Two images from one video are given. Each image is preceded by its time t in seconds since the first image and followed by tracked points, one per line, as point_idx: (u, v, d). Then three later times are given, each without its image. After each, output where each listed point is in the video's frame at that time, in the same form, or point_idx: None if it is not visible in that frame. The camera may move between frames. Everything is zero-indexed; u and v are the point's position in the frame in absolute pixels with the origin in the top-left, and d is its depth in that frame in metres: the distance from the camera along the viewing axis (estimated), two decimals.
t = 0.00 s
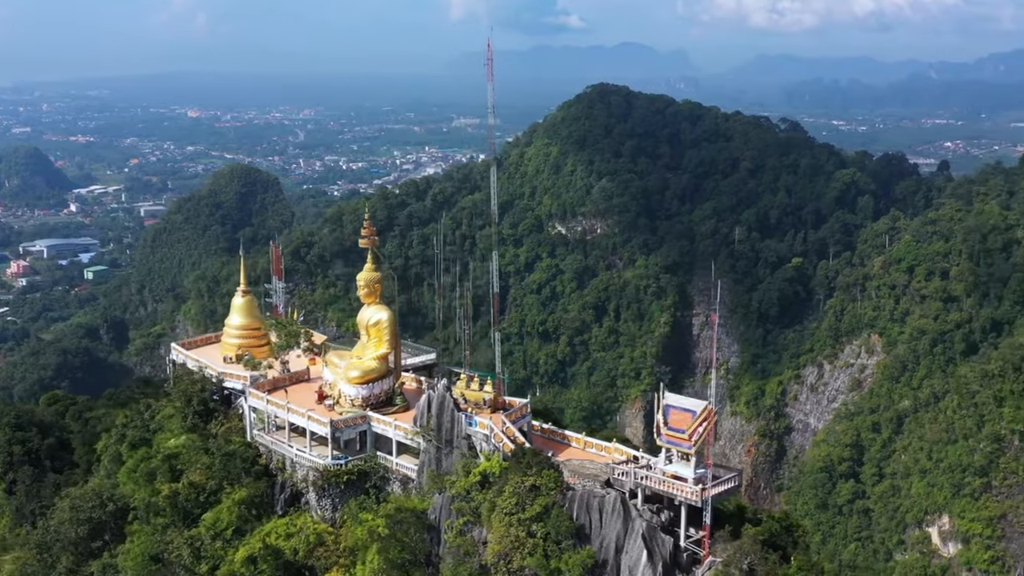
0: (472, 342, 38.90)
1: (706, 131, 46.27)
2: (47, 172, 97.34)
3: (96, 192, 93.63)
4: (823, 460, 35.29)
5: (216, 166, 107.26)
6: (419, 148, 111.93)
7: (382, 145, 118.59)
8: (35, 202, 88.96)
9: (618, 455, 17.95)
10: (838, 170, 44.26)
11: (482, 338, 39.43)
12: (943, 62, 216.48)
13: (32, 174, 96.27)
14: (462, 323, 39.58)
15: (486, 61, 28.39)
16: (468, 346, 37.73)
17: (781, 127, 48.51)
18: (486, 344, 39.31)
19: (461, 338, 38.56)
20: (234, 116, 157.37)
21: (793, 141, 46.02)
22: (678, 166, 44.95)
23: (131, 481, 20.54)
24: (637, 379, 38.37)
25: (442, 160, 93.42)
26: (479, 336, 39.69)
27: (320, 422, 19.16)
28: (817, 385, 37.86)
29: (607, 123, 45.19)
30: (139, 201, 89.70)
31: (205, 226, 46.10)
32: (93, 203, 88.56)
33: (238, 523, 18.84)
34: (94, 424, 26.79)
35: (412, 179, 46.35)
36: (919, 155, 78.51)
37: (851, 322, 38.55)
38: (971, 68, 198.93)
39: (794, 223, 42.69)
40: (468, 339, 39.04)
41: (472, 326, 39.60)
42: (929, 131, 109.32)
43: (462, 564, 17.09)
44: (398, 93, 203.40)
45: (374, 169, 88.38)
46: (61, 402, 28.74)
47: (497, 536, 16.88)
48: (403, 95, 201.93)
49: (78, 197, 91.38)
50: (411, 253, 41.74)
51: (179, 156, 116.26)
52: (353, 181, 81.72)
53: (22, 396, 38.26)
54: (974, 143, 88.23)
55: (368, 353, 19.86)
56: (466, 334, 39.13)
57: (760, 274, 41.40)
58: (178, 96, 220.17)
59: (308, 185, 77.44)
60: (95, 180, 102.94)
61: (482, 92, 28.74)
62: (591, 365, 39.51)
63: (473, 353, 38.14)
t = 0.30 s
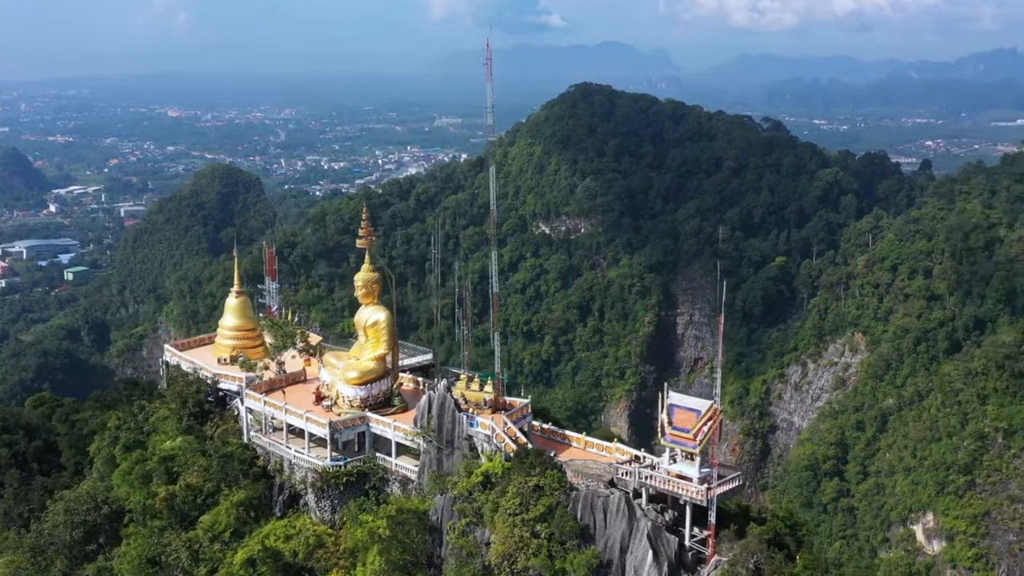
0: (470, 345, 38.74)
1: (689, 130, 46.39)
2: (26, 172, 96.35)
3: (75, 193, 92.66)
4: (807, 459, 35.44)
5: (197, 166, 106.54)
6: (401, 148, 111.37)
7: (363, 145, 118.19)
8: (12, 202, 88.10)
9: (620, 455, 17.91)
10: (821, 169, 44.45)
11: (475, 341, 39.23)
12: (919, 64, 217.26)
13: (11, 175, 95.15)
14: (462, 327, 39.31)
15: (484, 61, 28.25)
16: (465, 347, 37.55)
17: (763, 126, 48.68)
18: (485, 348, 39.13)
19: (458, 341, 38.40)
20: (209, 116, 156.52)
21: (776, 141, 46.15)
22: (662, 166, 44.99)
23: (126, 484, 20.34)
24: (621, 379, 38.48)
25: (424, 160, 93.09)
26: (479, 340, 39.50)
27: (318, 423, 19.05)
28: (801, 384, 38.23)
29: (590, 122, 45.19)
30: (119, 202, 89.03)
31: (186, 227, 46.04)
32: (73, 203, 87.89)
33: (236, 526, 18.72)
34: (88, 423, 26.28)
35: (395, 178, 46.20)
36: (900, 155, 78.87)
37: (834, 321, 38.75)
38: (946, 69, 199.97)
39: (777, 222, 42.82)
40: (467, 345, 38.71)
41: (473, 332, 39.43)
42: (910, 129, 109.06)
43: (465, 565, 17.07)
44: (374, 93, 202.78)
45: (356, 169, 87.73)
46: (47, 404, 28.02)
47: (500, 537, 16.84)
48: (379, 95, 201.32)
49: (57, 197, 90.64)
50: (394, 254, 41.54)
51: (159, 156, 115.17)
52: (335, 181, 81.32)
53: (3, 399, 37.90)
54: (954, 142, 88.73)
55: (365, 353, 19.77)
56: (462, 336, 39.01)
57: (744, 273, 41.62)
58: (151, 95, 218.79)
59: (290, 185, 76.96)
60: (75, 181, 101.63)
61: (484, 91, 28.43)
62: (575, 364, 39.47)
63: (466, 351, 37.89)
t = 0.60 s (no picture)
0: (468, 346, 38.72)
1: (673, 129, 46.51)
2: (4, 171, 95.19)
3: (54, 193, 91.67)
4: (793, 458, 35.51)
5: (178, 166, 105.77)
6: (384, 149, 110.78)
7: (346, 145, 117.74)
8: None
9: (622, 455, 17.86)
10: (805, 169, 44.80)
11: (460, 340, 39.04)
12: (892, 64, 218.40)
13: None
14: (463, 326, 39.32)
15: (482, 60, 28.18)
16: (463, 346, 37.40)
17: (746, 125, 48.88)
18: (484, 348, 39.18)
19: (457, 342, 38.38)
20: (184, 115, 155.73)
21: (759, 141, 46.30)
22: (645, 165, 44.99)
23: (120, 487, 20.11)
24: (606, 378, 38.54)
25: (406, 161, 92.74)
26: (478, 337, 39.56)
27: (316, 424, 18.93)
28: (785, 383, 38.51)
29: (574, 121, 45.13)
30: (98, 202, 88.38)
31: (169, 227, 46.31)
32: (52, 204, 87.12)
33: (235, 528, 18.58)
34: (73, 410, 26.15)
35: (378, 178, 46.03)
36: (878, 155, 79.44)
37: (818, 320, 38.93)
38: (919, 69, 201.09)
39: (760, 221, 43.13)
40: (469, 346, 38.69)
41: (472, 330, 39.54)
42: (892, 129, 108.05)
43: (468, 566, 17.00)
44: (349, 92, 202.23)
45: (338, 169, 87.24)
46: (32, 405, 27.01)
47: (504, 538, 16.76)
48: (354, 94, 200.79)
49: (36, 197, 89.76)
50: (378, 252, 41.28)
51: (139, 156, 113.88)
52: (316, 181, 80.85)
53: None
54: (932, 142, 89.27)
55: (363, 354, 19.67)
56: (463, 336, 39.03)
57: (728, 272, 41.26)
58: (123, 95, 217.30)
59: (271, 186, 76.44)
60: (55, 182, 100.29)
61: (484, 90, 28.43)
62: (560, 365, 39.31)
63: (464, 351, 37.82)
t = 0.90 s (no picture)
0: (466, 346, 38.62)
1: (656, 129, 46.57)
2: None
3: (33, 194, 90.87)
4: (777, 457, 35.55)
5: (158, 165, 104.94)
6: (366, 148, 109.96)
7: (328, 144, 117.01)
8: None
9: (624, 455, 17.81)
10: (788, 167, 44.96)
11: (444, 340, 38.90)
12: (867, 63, 219.03)
13: None
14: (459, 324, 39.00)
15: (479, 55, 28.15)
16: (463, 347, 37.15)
17: (729, 124, 49.03)
18: (480, 349, 39.23)
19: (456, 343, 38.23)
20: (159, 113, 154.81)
21: (741, 140, 46.41)
22: (629, 164, 44.97)
23: (114, 489, 19.91)
24: (591, 378, 38.57)
25: (388, 161, 92.31)
26: (472, 337, 39.72)
27: (315, 426, 18.79)
28: (770, 382, 38.72)
29: (558, 121, 45.07)
30: (78, 202, 87.78)
31: (150, 227, 46.34)
32: (30, 204, 86.50)
33: (233, 530, 18.42)
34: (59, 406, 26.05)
35: (360, 177, 45.84)
36: (859, 154, 79.77)
37: (802, 319, 39.08)
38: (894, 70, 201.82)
39: (744, 220, 43.16)
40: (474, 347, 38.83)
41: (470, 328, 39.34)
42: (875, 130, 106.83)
43: (471, 566, 16.92)
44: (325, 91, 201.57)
45: (319, 169, 86.78)
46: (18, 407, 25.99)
47: (507, 539, 16.68)
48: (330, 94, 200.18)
49: (13, 197, 89.01)
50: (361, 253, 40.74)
51: (119, 156, 112.90)
52: (297, 181, 80.49)
53: None
54: (912, 142, 89.80)
55: (360, 355, 19.53)
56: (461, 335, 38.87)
57: (712, 271, 41.17)
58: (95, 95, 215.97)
59: (253, 186, 76.07)
60: (35, 182, 99.22)
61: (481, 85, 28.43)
62: (544, 365, 39.19)
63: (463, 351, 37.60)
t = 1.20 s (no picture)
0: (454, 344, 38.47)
1: (639, 128, 46.59)
2: None
3: (11, 194, 90.21)
4: (763, 455, 35.56)
5: (138, 166, 104.21)
6: (347, 148, 109.32)
7: (309, 144, 116.40)
8: None
9: (626, 455, 17.75)
10: (771, 167, 45.10)
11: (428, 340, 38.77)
12: (843, 64, 219.74)
13: None
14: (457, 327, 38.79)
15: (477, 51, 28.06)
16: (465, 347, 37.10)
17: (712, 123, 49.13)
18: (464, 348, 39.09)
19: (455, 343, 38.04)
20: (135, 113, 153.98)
21: (725, 139, 46.49)
22: (613, 164, 44.95)
23: (109, 492, 19.70)
24: (575, 378, 38.58)
25: (370, 161, 91.97)
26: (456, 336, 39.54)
27: (314, 427, 18.66)
28: (755, 380, 38.95)
29: (541, 120, 45.04)
30: (57, 202, 87.29)
31: (131, 227, 46.15)
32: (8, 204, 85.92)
33: (232, 532, 18.24)
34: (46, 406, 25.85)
35: (343, 177, 45.68)
36: (842, 153, 80.04)
37: (786, 318, 39.19)
38: (870, 69, 202.36)
39: (728, 220, 43.18)
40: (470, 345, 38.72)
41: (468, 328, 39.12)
42: (857, 129, 106.60)
43: (475, 567, 16.91)
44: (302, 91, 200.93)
45: (301, 169, 86.41)
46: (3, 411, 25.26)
47: (511, 539, 16.59)
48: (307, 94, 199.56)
49: None
50: (344, 253, 40.62)
51: (98, 156, 111.87)
52: (278, 181, 80.15)
53: None
54: (893, 141, 90.04)
55: (358, 355, 19.40)
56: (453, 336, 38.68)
57: (696, 270, 41.19)
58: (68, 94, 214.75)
59: (233, 185, 75.78)
60: (13, 182, 98.36)
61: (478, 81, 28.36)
62: (529, 364, 39.26)
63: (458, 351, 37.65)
